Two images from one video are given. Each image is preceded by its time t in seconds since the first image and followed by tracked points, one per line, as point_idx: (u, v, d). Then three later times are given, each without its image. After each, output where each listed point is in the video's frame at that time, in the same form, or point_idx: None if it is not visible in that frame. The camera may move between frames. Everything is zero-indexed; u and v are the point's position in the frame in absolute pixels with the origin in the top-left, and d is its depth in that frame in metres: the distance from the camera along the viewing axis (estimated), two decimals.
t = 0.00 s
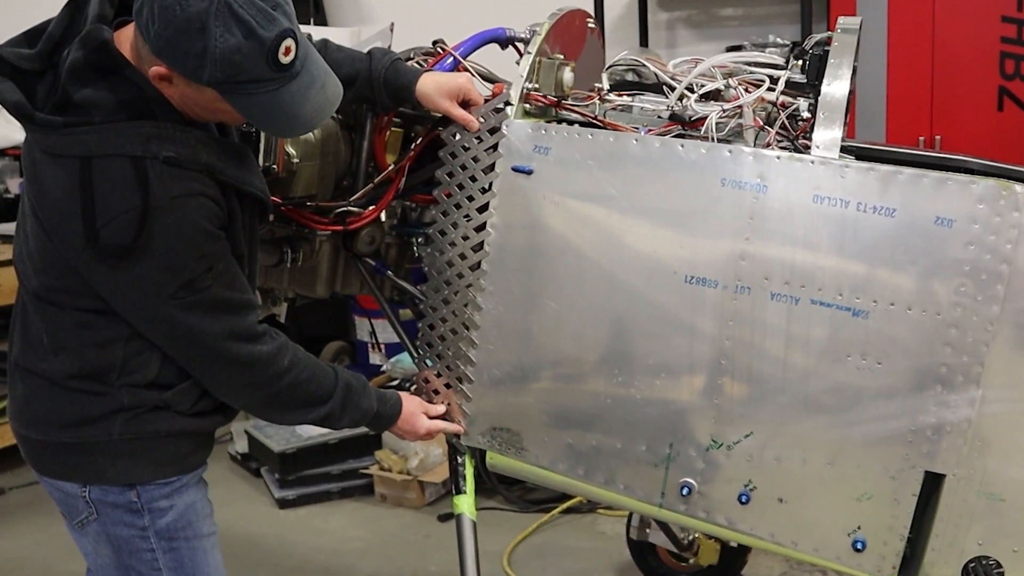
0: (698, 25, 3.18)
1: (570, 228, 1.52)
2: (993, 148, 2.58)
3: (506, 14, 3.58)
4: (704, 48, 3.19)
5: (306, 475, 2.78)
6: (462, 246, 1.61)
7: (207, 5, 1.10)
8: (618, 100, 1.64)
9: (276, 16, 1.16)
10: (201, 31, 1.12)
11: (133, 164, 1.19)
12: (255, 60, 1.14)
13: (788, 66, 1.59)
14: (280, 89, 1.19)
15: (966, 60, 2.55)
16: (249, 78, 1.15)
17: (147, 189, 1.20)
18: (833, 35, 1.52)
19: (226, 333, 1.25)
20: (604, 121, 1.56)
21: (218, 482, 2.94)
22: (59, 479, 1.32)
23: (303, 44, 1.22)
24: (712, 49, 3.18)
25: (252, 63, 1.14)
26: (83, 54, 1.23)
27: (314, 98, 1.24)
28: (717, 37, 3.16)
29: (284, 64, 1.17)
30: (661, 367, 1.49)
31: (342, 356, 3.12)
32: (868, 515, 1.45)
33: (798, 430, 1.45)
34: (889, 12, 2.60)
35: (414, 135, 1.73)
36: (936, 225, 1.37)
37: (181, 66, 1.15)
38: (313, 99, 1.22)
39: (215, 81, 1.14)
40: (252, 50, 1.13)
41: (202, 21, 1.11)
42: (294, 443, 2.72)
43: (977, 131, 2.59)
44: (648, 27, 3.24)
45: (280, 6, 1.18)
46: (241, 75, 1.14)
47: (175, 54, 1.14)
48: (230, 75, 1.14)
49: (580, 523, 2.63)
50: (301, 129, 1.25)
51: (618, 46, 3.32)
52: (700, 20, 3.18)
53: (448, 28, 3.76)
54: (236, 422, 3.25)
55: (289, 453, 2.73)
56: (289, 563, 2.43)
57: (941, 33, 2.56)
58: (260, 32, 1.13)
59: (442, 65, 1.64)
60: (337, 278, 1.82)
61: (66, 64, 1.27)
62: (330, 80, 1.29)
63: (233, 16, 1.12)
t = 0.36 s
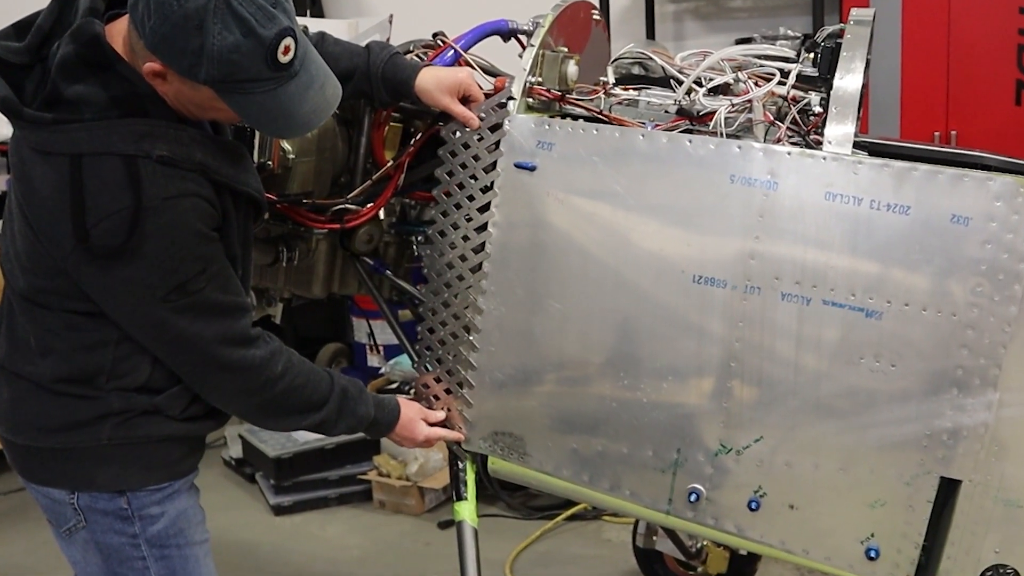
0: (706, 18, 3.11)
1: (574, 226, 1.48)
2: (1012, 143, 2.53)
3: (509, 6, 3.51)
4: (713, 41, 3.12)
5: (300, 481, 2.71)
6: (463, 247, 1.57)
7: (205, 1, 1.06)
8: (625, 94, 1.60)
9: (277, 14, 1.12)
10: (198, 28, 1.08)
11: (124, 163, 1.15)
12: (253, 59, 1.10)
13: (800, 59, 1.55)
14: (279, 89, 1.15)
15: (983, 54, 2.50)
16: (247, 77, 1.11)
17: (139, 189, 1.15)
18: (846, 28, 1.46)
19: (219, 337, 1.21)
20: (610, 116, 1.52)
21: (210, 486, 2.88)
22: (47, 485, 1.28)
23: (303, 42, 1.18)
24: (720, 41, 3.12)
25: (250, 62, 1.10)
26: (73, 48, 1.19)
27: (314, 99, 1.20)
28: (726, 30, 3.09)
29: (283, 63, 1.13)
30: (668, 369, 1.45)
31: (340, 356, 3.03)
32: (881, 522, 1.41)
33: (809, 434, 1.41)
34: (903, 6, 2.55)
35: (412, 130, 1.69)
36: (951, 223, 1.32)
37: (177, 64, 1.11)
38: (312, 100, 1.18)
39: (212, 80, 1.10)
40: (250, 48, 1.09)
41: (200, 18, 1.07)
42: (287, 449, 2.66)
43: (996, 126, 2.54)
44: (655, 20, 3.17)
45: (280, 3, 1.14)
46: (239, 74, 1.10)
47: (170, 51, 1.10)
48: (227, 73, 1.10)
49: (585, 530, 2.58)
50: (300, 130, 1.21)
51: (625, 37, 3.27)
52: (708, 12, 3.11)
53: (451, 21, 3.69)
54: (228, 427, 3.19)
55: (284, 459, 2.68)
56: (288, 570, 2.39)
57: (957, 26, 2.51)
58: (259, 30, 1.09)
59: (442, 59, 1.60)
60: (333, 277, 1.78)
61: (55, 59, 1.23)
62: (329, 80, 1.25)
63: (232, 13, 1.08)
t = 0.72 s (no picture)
0: (716, 10, 3.05)
1: (578, 224, 1.44)
2: None
3: None
4: (722, 33, 3.06)
5: (296, 488, 2.68)
6: (463, 246, 1.53)
7: None
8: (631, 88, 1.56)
9: (271, 8, 1.08)
10: (190, 22, 1.04)
11: (114, 161, 1.11)
12: (247, 53, 1.06)
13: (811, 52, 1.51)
14: (274, 85, 1.11)
15: (1000, 50, 2.51)
16: (240, 73, 1.07)
17: (129, 188, 1.12)
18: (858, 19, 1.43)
19: (209, 343, 1.18)
20: (615, 111, 1.47)
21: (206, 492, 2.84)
22: (35, 492, 1.24)
23: (299, 36, 1.14)
24: (730, 34, 3.06)
25: (244, 57, 1.05)
26: (62, 42, 1.16)
27: (310, 95, 1.16)
28: (736, 22, 3.03)
29: (278, 58, 1.09)
30: (675, 372, 1.41)
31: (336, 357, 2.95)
32: (895, 529, 1.36)
33: (821, 439, 1.37)
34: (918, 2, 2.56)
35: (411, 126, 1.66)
36: (966, 221, 1.28)
37: (168, 59, 1.06)
38: (308, 96, 1.14)
39: (204, 76, 1.06)
40: (244, 42, 1.05)
41: (192, 11, 1.03)
42: (282, 454, 2.62)
43: (1012, 122, 2.53)
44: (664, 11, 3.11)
45: None
46: (233, 69, 1.06)
47: (161, 45, 1.05)
48: (220, 69, 1.06)
49: (590, 538, 2.54)
50: (295, 127, 1.17)
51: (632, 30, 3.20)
52: (718, 4, 3.05)
53: (455, 13, 3.63)
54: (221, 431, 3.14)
55: (279, 464, 2.63)
56: None
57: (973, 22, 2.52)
58: (253, 24, 1.05)
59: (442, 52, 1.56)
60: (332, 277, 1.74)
61: (44, 53, 1.19)
62: (326, 75, 1.21)
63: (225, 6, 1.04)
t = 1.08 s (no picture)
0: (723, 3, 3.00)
1: (583, 222, 1.40)
2: None
3: None
4: (729, 27, 3.01)
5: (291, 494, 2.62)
6: (463, 249, 1.50)
7: None
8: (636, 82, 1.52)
9: None
10: (179, 12, 1.00)
11: (106, 157, 1.08)
12: (238, 42, 1.02)
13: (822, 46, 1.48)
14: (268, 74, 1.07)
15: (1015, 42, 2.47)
16: (232, 63, 1.03)
17: (122, 185, 1.08)
18: (871, 12, 1.39)
19: (205, 343, 1.14)
20: (621, 106, 1.44)
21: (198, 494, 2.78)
22: (21, 498, 1.21)
23: (291, 22, 1.10)
24: (736, 27, 3.00)
25: (235, 46, 1.02)
26: (50, 36, 1.13)
27: (305, 82, 1.12)
28: (742, 15, 2.98)
29: (271, 46, 1.05)
30: (682, 375, 1.37)
31: (332, 360, 2.89)
32: (908, 536, 1.32)
33: (832, 443, 1.33)
34: None
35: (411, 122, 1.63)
36: (982, 219, 1.24)
37: (159, 53, 1.03)
38: (304, 82, 1.10)
39: (197, 67, 1.02)
40: (235, 31, 1.02)
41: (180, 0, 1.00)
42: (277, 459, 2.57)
43: None
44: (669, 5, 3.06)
45: None
46: (224, 60, 1.02)
47: (151, 37, 1.02)
48: (213, 60, 1.02)
49: (594, 545, 2.51)
50: (291, 117, 1.14)
51: (637, 23, 3.15)
52: None
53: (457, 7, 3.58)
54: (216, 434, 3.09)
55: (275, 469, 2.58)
56: None
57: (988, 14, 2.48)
58: (244, 11, 1.01)
59: (443, 46, 1.53)
60: (328, 277, 1.71)
61: (31, 47, 1.16)
62: (322, 61, 1.17)
63: None
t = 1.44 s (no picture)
0: None
1: (587, 220, 1.36)
2: None
3: None
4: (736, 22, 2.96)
5: (287, 500, 2.58)
6: (465, 251, 1.46)
7: None
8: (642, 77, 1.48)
9: None
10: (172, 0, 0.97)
11: (96, 153, 1.04)
12: (234, 30, 0.99)
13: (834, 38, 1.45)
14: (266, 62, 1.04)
15: None
16: (228, 51, 1.00)
17: (111, 182, 1.04)
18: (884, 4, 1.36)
19: (196, 346, 1.10)
20: (626, 100, 1.40)
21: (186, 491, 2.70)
22: (9, 505, 1.17)
23: (289, 6, 1.07)
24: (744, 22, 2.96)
25: (231, 34, 0.99)
26: (41, 28, 1.10)
27: (304, 69, 1.09)
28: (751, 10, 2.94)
29: (268, 33, 1.02)
30: (689, 377, 1.33)
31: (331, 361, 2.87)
32: (923, 544, 1.28)
33: (844, 448, 1.29)
34: None
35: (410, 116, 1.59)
36: (999, 217, 1.19)
37: (153, 44, 0.99)
38: (303, 69, 1.07)
39: (193, 57, 0.99)
40: (231, 19, 0.98)
41: None
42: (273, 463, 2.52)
43: None
44: None
45: None
46: (220, 48, 0.99)
47: (144, 27, 0.98)
48: (208, 49, 0.99)
49: (599, 553, 2.47)
50: (291, 104, 1.10)
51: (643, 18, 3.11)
52: None
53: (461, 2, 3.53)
54: (212, 438, 3.03)
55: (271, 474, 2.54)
56: None
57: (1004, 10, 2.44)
58: None
59: (444, 38, 1.50)
60: (325, 277, 1.67)
61: (21, 40, 1.13)
62: (320, 46, 1.13)
63: None
